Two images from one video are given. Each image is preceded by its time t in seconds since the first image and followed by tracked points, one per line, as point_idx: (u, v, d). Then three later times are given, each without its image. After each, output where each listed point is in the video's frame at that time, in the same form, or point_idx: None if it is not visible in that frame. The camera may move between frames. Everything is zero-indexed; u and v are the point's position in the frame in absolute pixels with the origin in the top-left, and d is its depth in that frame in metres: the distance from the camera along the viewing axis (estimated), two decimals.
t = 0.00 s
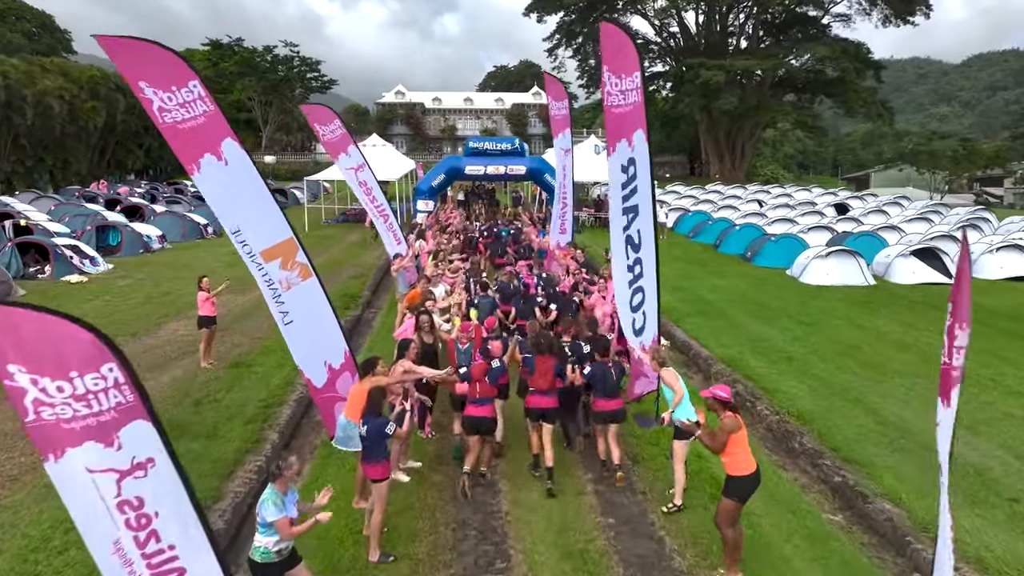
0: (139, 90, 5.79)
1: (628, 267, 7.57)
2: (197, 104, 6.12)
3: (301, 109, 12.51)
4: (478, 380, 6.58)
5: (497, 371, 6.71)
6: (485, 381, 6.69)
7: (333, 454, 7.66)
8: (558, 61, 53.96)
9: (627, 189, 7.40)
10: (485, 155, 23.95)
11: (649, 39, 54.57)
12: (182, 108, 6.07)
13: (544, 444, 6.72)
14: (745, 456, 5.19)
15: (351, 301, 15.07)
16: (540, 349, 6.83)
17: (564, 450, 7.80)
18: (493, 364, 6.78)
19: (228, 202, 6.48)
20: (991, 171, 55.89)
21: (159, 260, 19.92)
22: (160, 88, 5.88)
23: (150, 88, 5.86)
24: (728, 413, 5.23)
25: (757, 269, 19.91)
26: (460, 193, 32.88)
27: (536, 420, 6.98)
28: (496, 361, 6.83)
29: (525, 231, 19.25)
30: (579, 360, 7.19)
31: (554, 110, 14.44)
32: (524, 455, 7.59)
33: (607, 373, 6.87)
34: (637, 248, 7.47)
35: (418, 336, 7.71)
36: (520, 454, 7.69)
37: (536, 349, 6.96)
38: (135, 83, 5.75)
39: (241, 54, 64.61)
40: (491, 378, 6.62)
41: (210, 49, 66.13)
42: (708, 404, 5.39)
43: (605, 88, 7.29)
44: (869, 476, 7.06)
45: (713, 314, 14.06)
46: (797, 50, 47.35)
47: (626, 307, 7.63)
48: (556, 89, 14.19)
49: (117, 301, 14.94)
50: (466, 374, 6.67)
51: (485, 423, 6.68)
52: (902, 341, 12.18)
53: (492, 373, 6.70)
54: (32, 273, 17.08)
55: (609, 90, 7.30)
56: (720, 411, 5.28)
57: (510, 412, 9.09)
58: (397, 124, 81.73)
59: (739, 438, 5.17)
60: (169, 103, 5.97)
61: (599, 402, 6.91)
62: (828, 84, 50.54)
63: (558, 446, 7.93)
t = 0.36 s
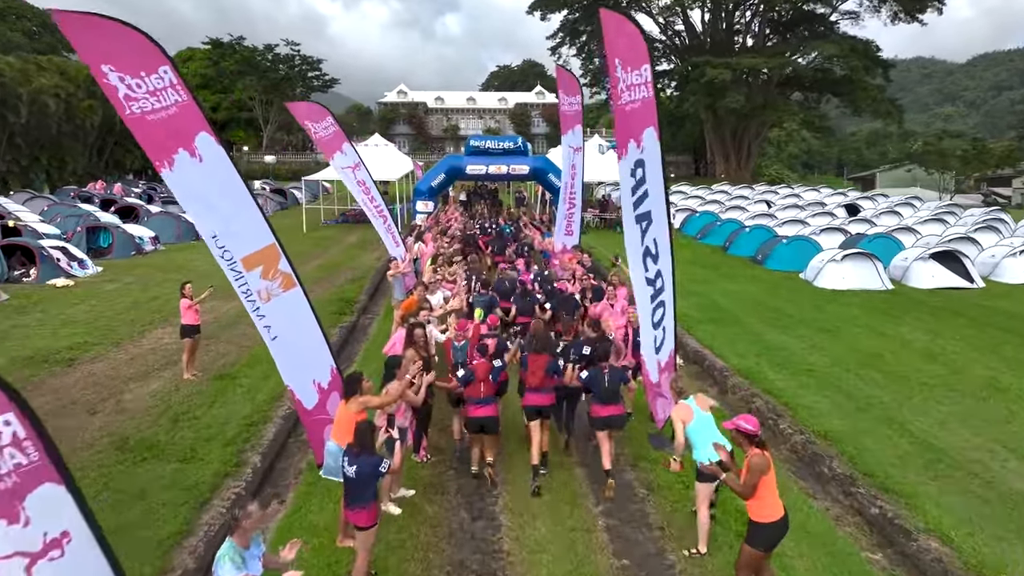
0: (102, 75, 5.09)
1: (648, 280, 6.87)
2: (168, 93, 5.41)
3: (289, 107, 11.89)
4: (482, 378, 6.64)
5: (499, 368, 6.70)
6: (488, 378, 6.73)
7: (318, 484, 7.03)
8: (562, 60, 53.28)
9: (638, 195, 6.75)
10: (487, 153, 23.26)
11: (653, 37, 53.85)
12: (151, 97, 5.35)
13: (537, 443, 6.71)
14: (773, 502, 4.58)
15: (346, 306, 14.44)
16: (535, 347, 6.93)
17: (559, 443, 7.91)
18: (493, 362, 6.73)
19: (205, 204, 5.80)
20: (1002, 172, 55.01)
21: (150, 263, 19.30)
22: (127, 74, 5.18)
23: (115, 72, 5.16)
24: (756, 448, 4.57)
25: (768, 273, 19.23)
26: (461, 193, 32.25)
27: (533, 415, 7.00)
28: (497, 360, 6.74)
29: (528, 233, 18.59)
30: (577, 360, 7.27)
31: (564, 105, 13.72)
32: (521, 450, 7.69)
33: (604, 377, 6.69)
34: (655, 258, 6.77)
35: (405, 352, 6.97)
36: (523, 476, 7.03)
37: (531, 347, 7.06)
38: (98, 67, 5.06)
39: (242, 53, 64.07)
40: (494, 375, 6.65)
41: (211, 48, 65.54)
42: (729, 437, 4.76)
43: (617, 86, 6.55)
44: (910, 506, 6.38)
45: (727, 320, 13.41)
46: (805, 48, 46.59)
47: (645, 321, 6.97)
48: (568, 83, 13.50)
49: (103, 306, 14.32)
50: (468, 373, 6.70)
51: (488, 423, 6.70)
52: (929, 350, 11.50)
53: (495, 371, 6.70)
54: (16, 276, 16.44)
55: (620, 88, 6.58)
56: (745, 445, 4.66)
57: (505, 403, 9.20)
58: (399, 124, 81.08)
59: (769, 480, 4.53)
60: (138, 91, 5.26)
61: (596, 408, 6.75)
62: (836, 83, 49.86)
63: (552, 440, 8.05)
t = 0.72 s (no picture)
0: (64, 51, 4.32)
1: (678, 294, 6.23)
2: (137, 77, 4.56)
3: (282, 101, 11.16)
4: (494, 376, 6.60)
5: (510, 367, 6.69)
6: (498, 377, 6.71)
7: (306, 513, 6.42)
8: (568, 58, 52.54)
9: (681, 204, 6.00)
10: (492, 152, 22.59)
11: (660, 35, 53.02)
12: (117, 78, 4.51)
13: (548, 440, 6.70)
14: (801, 563, 4.07)
15: (345, 313, 13.83)
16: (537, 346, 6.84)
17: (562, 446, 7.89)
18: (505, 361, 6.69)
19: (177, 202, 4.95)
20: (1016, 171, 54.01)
21: (144, 265, 18.69)
22: (88, 51, 4.38)
23: (79, 49, 4.38)
24: (781, 503, 4.07)
25: (784, 276, 18.50)
26: (466, 193, 31.57)
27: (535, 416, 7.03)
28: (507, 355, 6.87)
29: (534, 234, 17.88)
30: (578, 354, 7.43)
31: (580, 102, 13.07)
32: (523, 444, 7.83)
33: (611, 375, 6.67)
34: (689, 272, 6.12)
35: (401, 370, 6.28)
36: (536, 502, 6.40)
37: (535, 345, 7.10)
38: (58, 41, 4.29)
39: (245, 52, 63.54)
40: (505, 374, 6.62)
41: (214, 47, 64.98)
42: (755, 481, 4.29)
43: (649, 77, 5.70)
44: (966, 546, 5.70)
45: (745, 327, 12.72)
46: (816, 45, 45.75)
47: (666, 335, 6.38)
48: (585, 77, 13.07)
49: (91, 311, 13.71)
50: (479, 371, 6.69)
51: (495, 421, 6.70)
52: (963, 362, 10.80)
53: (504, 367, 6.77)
54: (4, 280, 15.85)
55: (654, 79, 5.76)
56: (770, 496, 4.15)
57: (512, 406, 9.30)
58: (404, 124, 80.42)
59: (795, 539, 4.04)
60: (101, 72, 4.44)
61: (602, 407, 6.71)
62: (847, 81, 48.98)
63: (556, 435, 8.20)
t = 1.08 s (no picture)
0: None
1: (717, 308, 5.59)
2: (91, 60, 3.90)
3: (283, 93, 10.54)
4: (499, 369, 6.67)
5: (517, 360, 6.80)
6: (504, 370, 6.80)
7: (292, 548, 5.79)
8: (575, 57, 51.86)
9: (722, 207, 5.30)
10: (499, 150, 21.96)
11: (669, 33, 52.20)
12: (66, 60, 3.87)
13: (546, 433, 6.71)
14: None
15: (345, 318, 13.22)
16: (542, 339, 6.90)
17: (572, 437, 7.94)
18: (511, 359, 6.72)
19: (141, 200, 4.27)
20: None
21: (139, 268, 18.11)
22: (31, 28, 3.75)
23: (18, 26, 3.75)
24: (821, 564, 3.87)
25: (802, 279, 17.79)
26: (471, 193, 30.94)
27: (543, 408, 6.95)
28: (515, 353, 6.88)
29: (542, 234, 17.22)
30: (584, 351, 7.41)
31: (595, 99, 12.68)
32: (531, 436, 7.91)
33: (611, 371, 6.57)
34: (725, 280, 5.48)
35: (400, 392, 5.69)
36: (548, 538, 5.72)
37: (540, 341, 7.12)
38: None
39: (250, 51, 63.14)
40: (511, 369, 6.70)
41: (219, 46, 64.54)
42: (792, 536, 4.09)
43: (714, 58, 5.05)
44: None
45: (765, 335, 12.03)
46: (828, 42, 44.85)
47: (696, 350, 5.76)
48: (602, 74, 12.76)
49: (80, 315, 13.15)
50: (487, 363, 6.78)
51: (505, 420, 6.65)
52: (1002, 374, 10.07)
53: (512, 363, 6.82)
54: None
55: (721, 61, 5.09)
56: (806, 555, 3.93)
57: (518, 396, 9.34)
58: (410, 123, 79.78)
59: None
60: (46, 52, 3.80)
61: (603, 402, 6.65)
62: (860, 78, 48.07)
63: (561, 429, 8.26)
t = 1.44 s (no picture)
0: None
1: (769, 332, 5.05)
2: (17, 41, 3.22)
3: (278, 84, 9.80)
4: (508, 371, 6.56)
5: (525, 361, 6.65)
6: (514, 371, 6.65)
7: None
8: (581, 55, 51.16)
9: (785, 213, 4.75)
10: (504, 149, 21.33)
11: (676, 31, 51.46)
12: None
13: (562, 434, 6.60)
14: None
15: (344, 324, 12.59)
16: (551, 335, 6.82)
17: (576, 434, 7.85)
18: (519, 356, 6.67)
19: (89, 206, 3.55)
20: None
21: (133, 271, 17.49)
22: None
23: None
24: None
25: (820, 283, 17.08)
26: (476, 193, 30.31)
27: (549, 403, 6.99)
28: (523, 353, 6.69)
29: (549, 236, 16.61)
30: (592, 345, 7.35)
31: (609, 96, 12.07)
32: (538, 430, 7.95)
33: (624, 367, 6.45)
34: (779, 296, 4.95)
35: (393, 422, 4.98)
36: None
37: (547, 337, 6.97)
38: None
39: (253, 50, 62.64)
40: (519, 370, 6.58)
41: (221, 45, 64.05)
42: None
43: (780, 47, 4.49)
44: None
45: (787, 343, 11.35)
46: (839, 40, 44.07)
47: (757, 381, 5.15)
48: (617, 70, 12.16)
49: (66, 322, 12.53)
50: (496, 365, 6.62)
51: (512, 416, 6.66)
52: None
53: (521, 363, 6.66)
54: None
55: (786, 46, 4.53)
56: None
57: (525, 396, 9.26)
58: (414, 123, 79.12)
59: None
60: None
61: (614, 399, 6.50)
62: (870, 76, 47.25)
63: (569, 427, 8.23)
